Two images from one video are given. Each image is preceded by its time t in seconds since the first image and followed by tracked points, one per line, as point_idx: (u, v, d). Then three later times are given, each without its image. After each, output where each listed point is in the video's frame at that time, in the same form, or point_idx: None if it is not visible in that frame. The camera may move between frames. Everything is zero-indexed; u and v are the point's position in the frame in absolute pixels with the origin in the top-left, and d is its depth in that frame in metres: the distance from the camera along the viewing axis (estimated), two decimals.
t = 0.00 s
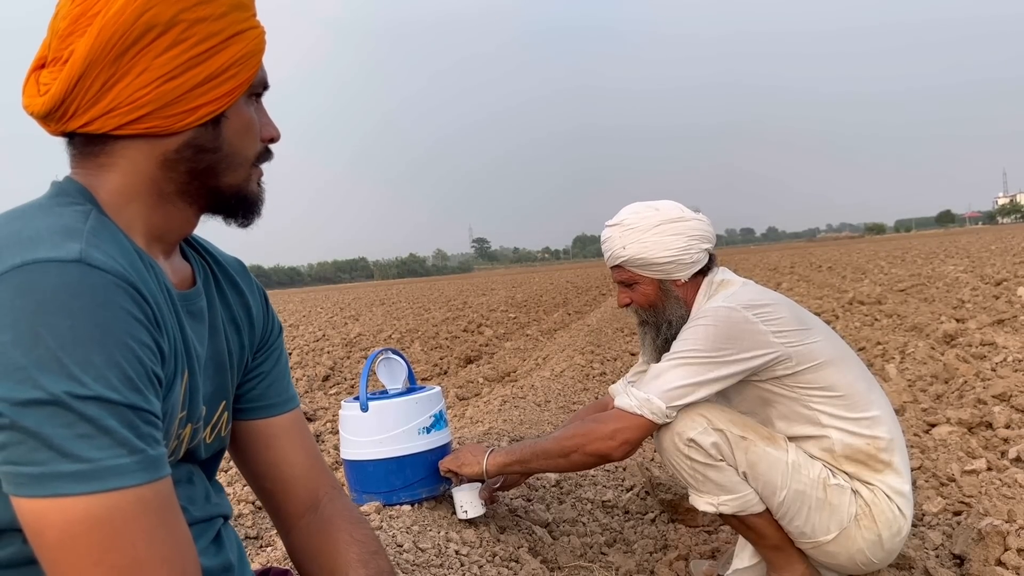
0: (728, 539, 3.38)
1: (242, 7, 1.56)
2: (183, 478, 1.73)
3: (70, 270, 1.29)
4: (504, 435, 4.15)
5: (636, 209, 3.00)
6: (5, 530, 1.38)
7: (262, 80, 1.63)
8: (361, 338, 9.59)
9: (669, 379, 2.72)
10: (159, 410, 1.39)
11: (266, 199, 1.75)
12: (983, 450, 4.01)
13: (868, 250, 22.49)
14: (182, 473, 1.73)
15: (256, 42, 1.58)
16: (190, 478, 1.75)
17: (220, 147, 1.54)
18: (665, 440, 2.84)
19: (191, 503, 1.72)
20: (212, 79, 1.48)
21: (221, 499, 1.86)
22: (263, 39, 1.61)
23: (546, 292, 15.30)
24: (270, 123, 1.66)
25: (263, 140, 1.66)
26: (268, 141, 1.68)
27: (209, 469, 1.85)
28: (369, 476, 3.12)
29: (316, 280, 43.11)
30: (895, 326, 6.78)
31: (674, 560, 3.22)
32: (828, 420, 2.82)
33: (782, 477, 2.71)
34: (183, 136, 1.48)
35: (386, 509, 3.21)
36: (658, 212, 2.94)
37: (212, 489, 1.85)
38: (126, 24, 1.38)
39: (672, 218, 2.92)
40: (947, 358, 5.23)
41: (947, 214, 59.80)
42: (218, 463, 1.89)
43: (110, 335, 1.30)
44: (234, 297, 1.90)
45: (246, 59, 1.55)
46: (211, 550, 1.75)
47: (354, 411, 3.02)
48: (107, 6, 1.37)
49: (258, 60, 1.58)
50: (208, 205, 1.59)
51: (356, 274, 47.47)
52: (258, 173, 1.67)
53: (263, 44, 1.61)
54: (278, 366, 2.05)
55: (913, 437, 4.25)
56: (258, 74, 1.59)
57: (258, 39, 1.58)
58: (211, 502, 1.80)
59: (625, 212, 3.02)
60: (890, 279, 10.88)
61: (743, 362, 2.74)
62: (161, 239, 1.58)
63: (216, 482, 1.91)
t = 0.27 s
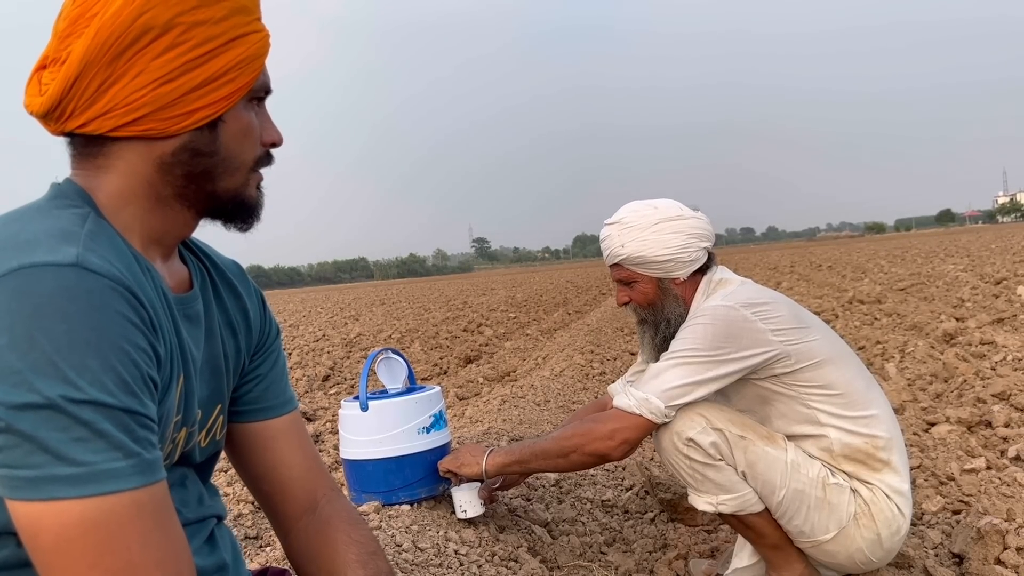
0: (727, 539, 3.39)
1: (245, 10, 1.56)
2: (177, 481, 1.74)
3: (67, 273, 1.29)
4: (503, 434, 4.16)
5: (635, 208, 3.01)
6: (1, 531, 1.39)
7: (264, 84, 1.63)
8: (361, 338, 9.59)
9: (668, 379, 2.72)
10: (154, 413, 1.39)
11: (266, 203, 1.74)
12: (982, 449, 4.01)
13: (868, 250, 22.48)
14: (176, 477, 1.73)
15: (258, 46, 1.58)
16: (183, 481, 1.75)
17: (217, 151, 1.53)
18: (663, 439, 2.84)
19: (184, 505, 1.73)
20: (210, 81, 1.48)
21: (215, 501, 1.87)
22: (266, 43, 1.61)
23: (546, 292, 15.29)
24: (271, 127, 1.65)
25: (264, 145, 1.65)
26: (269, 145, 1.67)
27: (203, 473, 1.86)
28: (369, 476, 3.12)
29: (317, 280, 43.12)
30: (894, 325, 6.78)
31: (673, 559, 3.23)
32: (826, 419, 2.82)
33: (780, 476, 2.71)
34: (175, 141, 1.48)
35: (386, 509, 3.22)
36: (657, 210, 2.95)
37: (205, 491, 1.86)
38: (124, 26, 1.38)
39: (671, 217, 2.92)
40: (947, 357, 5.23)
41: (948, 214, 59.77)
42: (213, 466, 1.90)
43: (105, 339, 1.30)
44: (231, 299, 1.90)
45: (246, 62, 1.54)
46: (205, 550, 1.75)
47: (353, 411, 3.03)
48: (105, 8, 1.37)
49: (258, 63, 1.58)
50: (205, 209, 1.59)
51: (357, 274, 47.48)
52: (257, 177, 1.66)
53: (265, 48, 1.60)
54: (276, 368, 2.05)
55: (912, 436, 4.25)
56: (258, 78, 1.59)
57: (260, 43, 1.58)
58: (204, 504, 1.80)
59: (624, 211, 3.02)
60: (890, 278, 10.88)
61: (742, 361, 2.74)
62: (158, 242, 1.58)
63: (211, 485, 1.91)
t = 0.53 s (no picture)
0: (728, 539, 3.37)
1: (243, 9, 1.55)
2: (174, 484, 1.72)
3: (65, 279, 1.28)
4: (504, 435, 4.14)
5: (637, 206, 3.00)
6: None
7: (262, 84, 1.61)
8: (361, 338, 9.58)
9: (669, 379, 2.71)
10: (152, 419, 1.38)
11: (265, 205, 1.72)
12: (984, 449, 4.00)
13: (869, 250, 22.46)
14: (173, 480, 1.72)
15: (256, 45, 1.56)
16: (180, 484, 1.74)
17: (213, 151, 1.52)
18: (665, 440, 2.83)
19: (180, 508, 1.72)
20: (206, 80, 1.46)
21: (212, 503, 1.85)
22: (264, 42, 1.60)
23: (546, 292, 15.28)
24: (271, 127, 1.62)
25: (265, 146, 1.63)
26: (269, 146, 1.64)
27: (200, 477, 1.85)
28: (369, 476, 3.11)
29: (317, 280, 43.11)
30: (895, 324, 6.77)
31: (674, 560, 3.21)
32: (829, 419, 2.80)
33: (783, 477, 2.70)
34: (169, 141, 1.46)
35: (386, 509, 3.20)
36: (660, 208, 2.94)
37: (202, 493, 1.85)
38: (118, 24, 1.37)
39: (674, 215, 2.90)
40: (948, 357, 5.22)
41: (948, 213, 59.77)
42: (210, 469, 1.88)
43: (104, 344, 1.29)
44: (228, 303, 1.89)
45: (242, 62, 1.53)
46: (204, 551, 1.74)
47: (353, 411, 3.01)
48: (100, 6, 1.37)
49: (256, 64, 1.56)
50: (203, 210, 1.57)
51: (357, 274, 47.47)
52: (257, 179, 1.64)
53: (264, 49, 1.59)
54: (273, 371, 2.04)
55: (914, 436, 4.24)
56: (256, 78, 1.57)
57: (258, 43, 1.57)
58: (201, 506, 1.79)
59: (626, 209, 3.01)
60: (891, 278, 10.86)
61: (744, 361, 2.73)
62: (156, 245, 1.56)
63: (208, 487, 1.90)
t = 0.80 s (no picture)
0: (730, 540, 3.36)
1: (227, 5, 1.57)
2: (169, 485, 1.71)
3: (56, 280, 1.28)
4: (506, 435, 4.13)
5: (642, 204, 2.99)
6: None
7: (251, 82, 1.61)
8: (361, 338, 9.56)
9: (671, 379, 2.69)
10: (146, 420, 1.37)
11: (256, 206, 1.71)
12: (986, 449, 3.99)
13: (869, 249, 22.44)
14: (168, 480, 1.71)
15: (240, 41, 1.57)
16: (175, 485, 1.73)
17: (193, 148, 1.53)
18: (667, 440, 2.81)
19: (177, 507, 1.70)
20: (182, 77, 1.49)
21: (208, 503, 1.84)
22: (252, 38, 1.60)
23: (547, 292, 15.26)
24: (261, 126, 1.62)
25: (256, 145, 1.63)
26: (261, 145, 1.64)
27: (196, 477, 1.84)
28: (369, 477, 3.10)
29: (317, 280, 43.09)
30: (897, 324, 6.75)
31: (676, 560, 3.21)
32: (832, 419, 2.79)
33: (785, 476, 2.69)
34: (147, 137, 1.50)
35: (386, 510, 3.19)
36: (664, 207, 2.93)
37: (199, 493, 1.83)
38: (93, 20, 1.42)
39: (678, 213, 2.89)
40: (951, 357, 5.21)
41: (948, 213, 59.75)
42: (206, 469, 1.87)
43: (95, 346, 1.28)
44: (223, 303, 1.88)
45: (225, 58, 1.54)
46: (200, 551, 1.72)
47: (354, 411, 3.00)
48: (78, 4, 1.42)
49: (241, 60, 1.58)
50: (188, 209, 1.58)
51: (357, 274, 47.45)
52: (246, 178, 1.64)
53: (251, 45, 1.60)
54: (270, 371, 2.03)
55: (916, 436, 4.22)
56: (241, 75, 1.58)
57: (243, 39, 1.58)
58: (198, 506, 1.78)
59: (629, 208, 3.00)
60: (892, 278, 10.85)
61: (747, 361, 2.71)
62: (142, 244, 1.58)
63: (204, 487, 1.88)
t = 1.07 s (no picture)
0: (731, 539, 3.35)
1: None
2: (178, 477, 1.72)
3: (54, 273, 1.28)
4: (506, 435, 4.13)
5: (641, 205, 2.99)
6: None
7: (227, 73, 1.61)
8: (362, 338, 9.56)
9: (672, 379, 2.69)
10: (147, 413, 1.37)
11: (243, 201, 1.71)
12: (987, 449, 3.99)
13: (870, 249, 22.43)
14: (176, 473, 1.71)
15: (211, 31, 1.57)
16: (184, 478, 1.74)
17: (164, 142, 1.55)
18: (667, 440, 2.82)
19: (185, 502, 1.71)
20: (151, 70, 1.50)
21: (217, 499, 1.84)
22: (226, 28, 1.60)
23: (547, 291, 15.26)
24: (238, 119, 1.62)
25: (237, 139, 1.63)
26: (241, 138, 1.63)
27: (204, 471, 1.84)
28: (370, 477, 3.10)
29: (317, 280, 43.08)
30: (898, 324, 6.75)
31: (677, 560, 3.22)
32: (832, 419, 2.79)
33: (785, 476, 2.68)
34: (123, 132, 1.53)
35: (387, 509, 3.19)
36: (663, 208, 2.93)
37: (207, 488, 1.83)
38: (62, 17, 1.46)
39: (677, 214, 2.89)
40: (951, 357, 5.20)
41: (949, 213, 59.72)
42: (213, 465, 1.87)
43: (95, 338, 1.29)
44: (225, 299, 1.88)
45: (196, 49, 1.55)
46: (208, 548, 1.72)
47: (354, 411, 3.00)
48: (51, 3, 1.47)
49: (214, 50, 1.58)
50: (169, 204, 1.60)
51: (357, 273, 47.45)
52: (228, 172, 1.64)
53: (226, 37, 1.60)
54: (272, 368, 2.03)
55: (917, 436, 4.22)
56: (215, 67, 1.59)
57: (216, 30, 1.58)
58: (206, 501, 1.78)
59: (629, 208, 3.00)
60: (892, 277, 10.84)
61: (748, 361, 2.71)
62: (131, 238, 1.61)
63: (212, 483, 1.88)
